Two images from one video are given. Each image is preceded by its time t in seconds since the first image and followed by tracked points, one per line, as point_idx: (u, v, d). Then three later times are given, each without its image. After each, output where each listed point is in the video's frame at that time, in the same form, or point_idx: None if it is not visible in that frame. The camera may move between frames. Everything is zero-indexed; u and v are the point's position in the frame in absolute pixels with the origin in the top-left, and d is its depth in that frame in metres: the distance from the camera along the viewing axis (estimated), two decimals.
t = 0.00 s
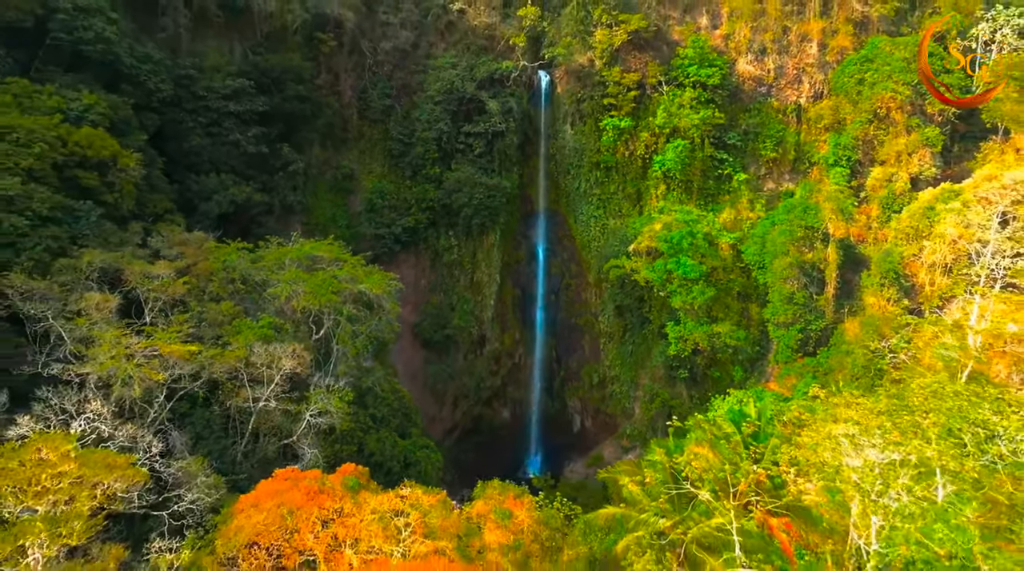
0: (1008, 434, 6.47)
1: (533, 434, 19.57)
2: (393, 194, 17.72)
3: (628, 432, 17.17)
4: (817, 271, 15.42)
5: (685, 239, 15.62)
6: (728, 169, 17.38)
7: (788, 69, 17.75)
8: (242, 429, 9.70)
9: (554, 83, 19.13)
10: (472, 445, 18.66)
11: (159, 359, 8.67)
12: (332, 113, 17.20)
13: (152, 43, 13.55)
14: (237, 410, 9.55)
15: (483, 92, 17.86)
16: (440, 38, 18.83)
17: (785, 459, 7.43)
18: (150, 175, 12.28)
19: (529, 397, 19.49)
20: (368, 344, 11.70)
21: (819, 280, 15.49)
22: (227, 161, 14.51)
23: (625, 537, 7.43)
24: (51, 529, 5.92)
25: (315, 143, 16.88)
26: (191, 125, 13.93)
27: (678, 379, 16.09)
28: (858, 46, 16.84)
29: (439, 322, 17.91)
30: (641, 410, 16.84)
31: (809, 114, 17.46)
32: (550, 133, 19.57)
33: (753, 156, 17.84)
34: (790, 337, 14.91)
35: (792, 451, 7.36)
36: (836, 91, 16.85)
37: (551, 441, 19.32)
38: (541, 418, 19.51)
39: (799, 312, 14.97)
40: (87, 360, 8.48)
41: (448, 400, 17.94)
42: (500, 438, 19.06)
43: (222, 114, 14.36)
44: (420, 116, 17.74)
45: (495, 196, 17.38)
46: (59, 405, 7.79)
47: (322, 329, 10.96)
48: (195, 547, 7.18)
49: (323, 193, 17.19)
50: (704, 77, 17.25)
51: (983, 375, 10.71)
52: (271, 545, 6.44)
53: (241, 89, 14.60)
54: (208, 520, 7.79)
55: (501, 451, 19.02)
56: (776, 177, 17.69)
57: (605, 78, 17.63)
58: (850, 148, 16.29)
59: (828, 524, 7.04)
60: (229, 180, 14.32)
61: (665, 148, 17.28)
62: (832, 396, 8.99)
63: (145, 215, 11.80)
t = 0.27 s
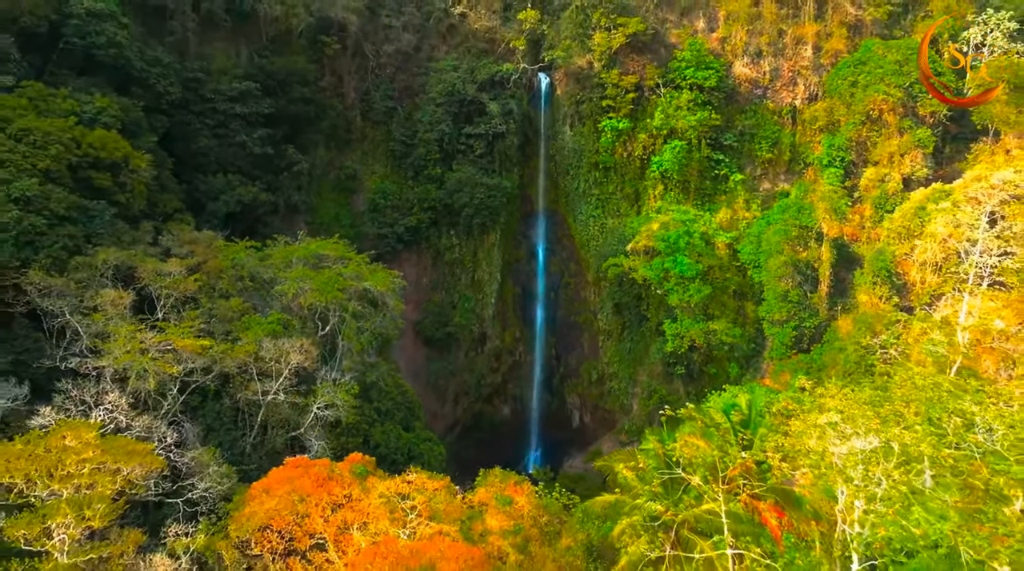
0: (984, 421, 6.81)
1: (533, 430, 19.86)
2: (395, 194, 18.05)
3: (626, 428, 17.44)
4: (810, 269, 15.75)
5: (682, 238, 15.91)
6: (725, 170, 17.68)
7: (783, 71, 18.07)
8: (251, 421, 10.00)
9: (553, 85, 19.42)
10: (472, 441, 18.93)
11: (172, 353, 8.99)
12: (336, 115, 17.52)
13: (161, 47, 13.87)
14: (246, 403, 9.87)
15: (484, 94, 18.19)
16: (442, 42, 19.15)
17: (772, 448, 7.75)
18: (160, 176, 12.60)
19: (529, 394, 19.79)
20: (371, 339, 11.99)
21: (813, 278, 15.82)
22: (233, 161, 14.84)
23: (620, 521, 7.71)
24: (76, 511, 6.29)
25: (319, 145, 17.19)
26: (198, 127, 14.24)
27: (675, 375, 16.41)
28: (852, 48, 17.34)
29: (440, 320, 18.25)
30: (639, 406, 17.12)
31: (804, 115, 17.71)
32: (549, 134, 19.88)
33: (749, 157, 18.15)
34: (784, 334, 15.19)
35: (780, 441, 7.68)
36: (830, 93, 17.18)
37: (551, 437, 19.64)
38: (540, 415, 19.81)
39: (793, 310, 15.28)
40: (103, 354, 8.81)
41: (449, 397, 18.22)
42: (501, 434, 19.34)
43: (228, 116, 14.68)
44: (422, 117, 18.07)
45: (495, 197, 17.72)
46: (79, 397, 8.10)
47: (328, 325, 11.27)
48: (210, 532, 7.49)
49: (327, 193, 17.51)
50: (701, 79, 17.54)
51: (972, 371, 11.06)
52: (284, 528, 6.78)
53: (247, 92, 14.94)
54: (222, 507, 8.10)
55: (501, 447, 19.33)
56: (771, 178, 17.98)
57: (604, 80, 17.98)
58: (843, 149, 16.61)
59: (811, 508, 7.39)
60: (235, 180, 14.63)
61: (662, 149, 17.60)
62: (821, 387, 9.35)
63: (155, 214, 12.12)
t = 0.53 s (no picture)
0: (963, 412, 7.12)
1: (533, 427, 20.10)
2: (398, 195, 18.42)
3: (625, 424, 17.72)
4: (805, 268, 16.17)
5: (679, 237, 16.24)
6: (722, 170, 18.02)
7: (779, 74, 18.35)
8: (260, 414, 10.32)
9: (553, 87, 19.68)
10: (473, 438, 19.20)
11: (185, 347, 9.34)
12: (339, 117, 17.90)
13: (169, 51, 14.21)
14: (255, 396, 10.21)
15: (485, 96, 18.52)
16: (444, 44, 19.42)
17: (761, 438, 8.09)
18: (170, 176, 12.94)
19: (529, 392, 20.02)
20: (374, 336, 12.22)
21: (808, 276, 16.23)
22: (240, 163, 15.21)
23: (619, 505, 8.30)
24: (99, 496, 6.75)
25: (324, 146, 17.54)
26: (206, 128, 14.57)
27: (673, 371, 16.74)
28: (846, 51, 17.63)
29: (441, 318, 18.68)
30: (637, 402, 17.43)
31: (799, 116, 18.12)
32: (549, 135, 20.03)
33: (746, 158, 18.40)
34: (779, 332, 15.43)
35: (769, 430, 8.03)
36: (825, 95, 17.51)
37: (550, 433, 19.94)
38: (540, 412, 20.07)
39: (788, 308, 15.55)
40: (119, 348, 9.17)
41: (450, 393, 18.53)
42: (502, 430, 19.70)
43: (235, 118, 15.04)
44: (424, 119, 18.43)
45: (495, 197, 18.10)
46: (97, 389, 8.53)
47: (333, 322, 11.55)
48: (223, 518, 7.78)
49: (331, 193, 17.85)
50: (698, 81, 17.88)
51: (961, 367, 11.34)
52: (297, 512, 7.17)
53: (253, 94, 15.30)
54: (233, 495, 8.45)
55: (501, 444, 19.63)
56: (768, 179, 18.31)
57: (602, 82, 18.35)
58: (837, 150, 17.02)
59: (798, 494, 7.47)
60: (242, 181, 14.97)
61: (660, 150, 17.97)
62: (811, 382, 9.55)
63: (166, 214, 12.47)
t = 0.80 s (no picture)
0: (943, 403, 7.36)
1: (533, 423, 20.45)
2: (400, 195, 18.75)
3: (623, 419, 18.14)
4: (799, 267, 16.46)
5: (677, 237, 16.57)
6: (718, 171, 18.35)
7: (773, 76, 18.67)
8: (268, 408, 10.63)
9: (552, 88, 19.86)
10: (474, 434, 19.52)
11: (197, 342, 9.65)
12: (342, 118, 18.22)
13: (177, 54, 14.54)
14: (264, 390, 10.54)
15: (486, 98, 18.84)
16: (445, 47, 19.68)
17: (751, 428, 8.42)
18: (178, 176, 13.26)
19: (530, 388, 20.32)
20: (379, 332, 12.63)
21: (802, 274, 16.55)
22: (246, 163, 15.52)
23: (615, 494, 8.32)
24: (121, 481, 7.00)
25: (327, 147, 17.87)
26: (213, 130, 14.89)
27: (670, 368, 17.09)
28: (840, 53, 18.01)
29: (443, 316, 19.00)
30: (635, 398, 17.77)
31: (795, 118, 18.38)
32: (548, 136, 20.22)
33: (741, 159, 18.73)
34: (774, 329, 15.89)
35: (759, 421, 8.38)
36: (820, 97, 17.78)
37: (550, 429, 20.32)
38: (540, 408, 20.41)
39: (783, 306, 15.89)
40: (132, 343, 9.49)
41: (451, 390, 18.80)
42: (502, 426, 20.00)
43: (241, 120, 15.35)
44: (426, 120, 18.75)
45: (496, 197, 18.44)
46: (113, 381, 8.91)
47: (339, 318, 11.94)
48: (235, 505, 8.08)
49: (335, 193, 18.18)
50: (695, 83, 18.24)
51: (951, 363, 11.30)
52: (305, 499, 7.39)
53: (259, 96, 15.63)
54: (244, 484, 8.75)
55: (501, 439, 20.01)
56: (763, 179, 18.66)
57: (601, 85, 18.70)
58: (831, 151, 17.39)
59: (786, 482, 7.98)
60: (248, 181, 15.29)
61: (658, 151, 18.33)
62: (798, 375, 9.87)
63: (175, 213, 12.80)
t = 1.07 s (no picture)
0: (926, 395, 7.69)
1: (533, 419, 20.80)
2: (402, 194, 19.07)
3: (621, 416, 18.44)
4: (792, 266, 16.77)
5: (674, 236, 16.88)
6: (715, 171, 18.66)
7: (769, 79, 18.94)
8: (275, 401, 10.97)
9: (551, 90, 20.19)
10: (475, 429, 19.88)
11: (207, 337, 9.91)
12: (346, 120, 18.56)
13: (185, 57, 14.88)
14: (272, 384, 10.89)
15: (486, 99, 19.19)
16: (446, 49, 20.00)
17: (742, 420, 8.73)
18: (187, 177, 13.59)
19: (530, 385, 20.66)
20: (382, 328, 12.98)
21: (797, 274, 16.83)
22: (252, 164, 15.84)
23: (612, 483, 8.47)
24: (139, 469, 7.31)
25: (331, 147, 18.20)
26: (219, 131, 15.23)
27: (666, 364, 17.38)
28: (834, 56, 18.35)
29: (444, 313, 19.33)
30: (633, 394, 18.08)
31: (791, 120, 18.64)
32: (547, 137, 20.57)
33: (737, 159, 19.01)
34: (769, 326, 16.14)
35: (749, 413, 8.69)
36: (816, 99, 18.13)
37: (550, 425, 20.64)
38: (540, 404, 20.77)
39: (778, 303, 16.22)
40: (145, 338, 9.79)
41: (453, 386, 19.17)
42: (503, 422, 20.32)
43: (246, 121, 15.68)
44: (427, 122, 19.10)
45: (496, 197, 18.77)
46: (128, 374, 9.25)
47: (343, 314, 12.26)
48: (246, 493, 8.37)
49: (338, 193, 18.50)
50: (692, 86, 18.65)
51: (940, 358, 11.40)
52: (313, 487, 7.69)
53: (264, 98, 15.96)
54: (253, 474, 9.01)
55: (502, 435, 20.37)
56: (759, 180, 18.94)
57: (600, 86, 19.01)
58: (825, 152, 17.73)
59: (775, 470, 8.53)
60: (253, 181, 15.61)
61: (655, 152, 18.68)
62: (785, 368, 10.21)
63: (183, 212, 13.13)
